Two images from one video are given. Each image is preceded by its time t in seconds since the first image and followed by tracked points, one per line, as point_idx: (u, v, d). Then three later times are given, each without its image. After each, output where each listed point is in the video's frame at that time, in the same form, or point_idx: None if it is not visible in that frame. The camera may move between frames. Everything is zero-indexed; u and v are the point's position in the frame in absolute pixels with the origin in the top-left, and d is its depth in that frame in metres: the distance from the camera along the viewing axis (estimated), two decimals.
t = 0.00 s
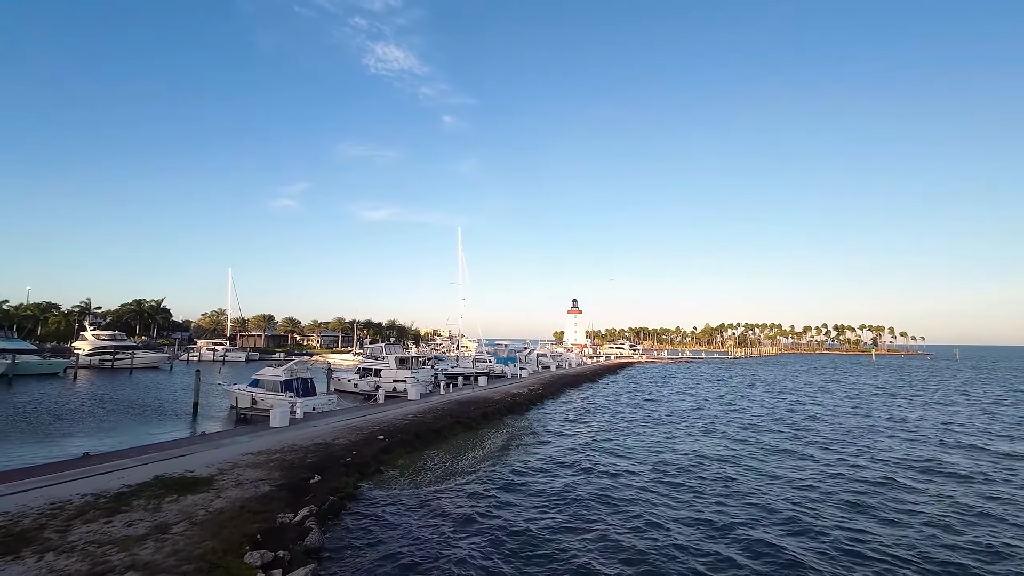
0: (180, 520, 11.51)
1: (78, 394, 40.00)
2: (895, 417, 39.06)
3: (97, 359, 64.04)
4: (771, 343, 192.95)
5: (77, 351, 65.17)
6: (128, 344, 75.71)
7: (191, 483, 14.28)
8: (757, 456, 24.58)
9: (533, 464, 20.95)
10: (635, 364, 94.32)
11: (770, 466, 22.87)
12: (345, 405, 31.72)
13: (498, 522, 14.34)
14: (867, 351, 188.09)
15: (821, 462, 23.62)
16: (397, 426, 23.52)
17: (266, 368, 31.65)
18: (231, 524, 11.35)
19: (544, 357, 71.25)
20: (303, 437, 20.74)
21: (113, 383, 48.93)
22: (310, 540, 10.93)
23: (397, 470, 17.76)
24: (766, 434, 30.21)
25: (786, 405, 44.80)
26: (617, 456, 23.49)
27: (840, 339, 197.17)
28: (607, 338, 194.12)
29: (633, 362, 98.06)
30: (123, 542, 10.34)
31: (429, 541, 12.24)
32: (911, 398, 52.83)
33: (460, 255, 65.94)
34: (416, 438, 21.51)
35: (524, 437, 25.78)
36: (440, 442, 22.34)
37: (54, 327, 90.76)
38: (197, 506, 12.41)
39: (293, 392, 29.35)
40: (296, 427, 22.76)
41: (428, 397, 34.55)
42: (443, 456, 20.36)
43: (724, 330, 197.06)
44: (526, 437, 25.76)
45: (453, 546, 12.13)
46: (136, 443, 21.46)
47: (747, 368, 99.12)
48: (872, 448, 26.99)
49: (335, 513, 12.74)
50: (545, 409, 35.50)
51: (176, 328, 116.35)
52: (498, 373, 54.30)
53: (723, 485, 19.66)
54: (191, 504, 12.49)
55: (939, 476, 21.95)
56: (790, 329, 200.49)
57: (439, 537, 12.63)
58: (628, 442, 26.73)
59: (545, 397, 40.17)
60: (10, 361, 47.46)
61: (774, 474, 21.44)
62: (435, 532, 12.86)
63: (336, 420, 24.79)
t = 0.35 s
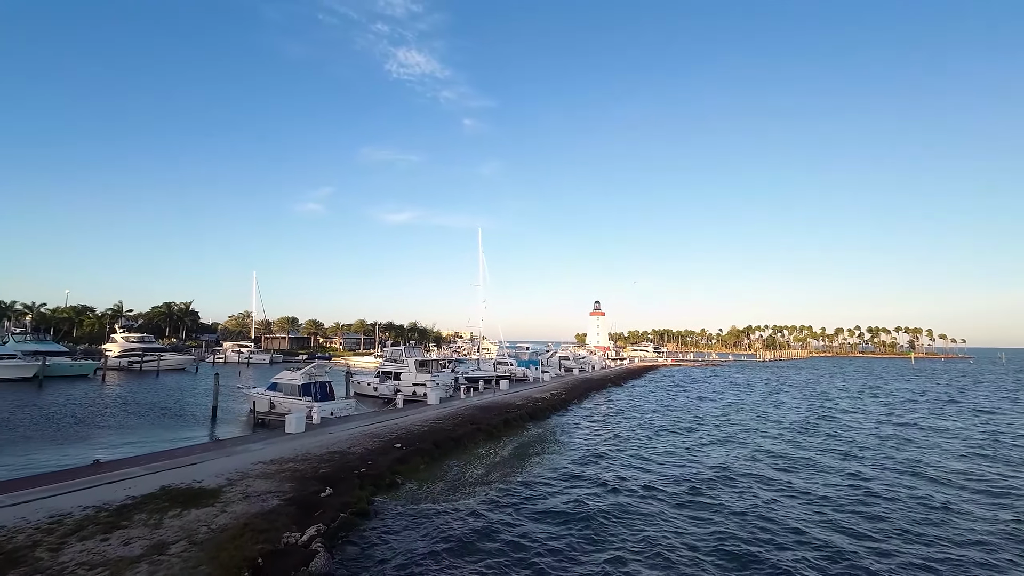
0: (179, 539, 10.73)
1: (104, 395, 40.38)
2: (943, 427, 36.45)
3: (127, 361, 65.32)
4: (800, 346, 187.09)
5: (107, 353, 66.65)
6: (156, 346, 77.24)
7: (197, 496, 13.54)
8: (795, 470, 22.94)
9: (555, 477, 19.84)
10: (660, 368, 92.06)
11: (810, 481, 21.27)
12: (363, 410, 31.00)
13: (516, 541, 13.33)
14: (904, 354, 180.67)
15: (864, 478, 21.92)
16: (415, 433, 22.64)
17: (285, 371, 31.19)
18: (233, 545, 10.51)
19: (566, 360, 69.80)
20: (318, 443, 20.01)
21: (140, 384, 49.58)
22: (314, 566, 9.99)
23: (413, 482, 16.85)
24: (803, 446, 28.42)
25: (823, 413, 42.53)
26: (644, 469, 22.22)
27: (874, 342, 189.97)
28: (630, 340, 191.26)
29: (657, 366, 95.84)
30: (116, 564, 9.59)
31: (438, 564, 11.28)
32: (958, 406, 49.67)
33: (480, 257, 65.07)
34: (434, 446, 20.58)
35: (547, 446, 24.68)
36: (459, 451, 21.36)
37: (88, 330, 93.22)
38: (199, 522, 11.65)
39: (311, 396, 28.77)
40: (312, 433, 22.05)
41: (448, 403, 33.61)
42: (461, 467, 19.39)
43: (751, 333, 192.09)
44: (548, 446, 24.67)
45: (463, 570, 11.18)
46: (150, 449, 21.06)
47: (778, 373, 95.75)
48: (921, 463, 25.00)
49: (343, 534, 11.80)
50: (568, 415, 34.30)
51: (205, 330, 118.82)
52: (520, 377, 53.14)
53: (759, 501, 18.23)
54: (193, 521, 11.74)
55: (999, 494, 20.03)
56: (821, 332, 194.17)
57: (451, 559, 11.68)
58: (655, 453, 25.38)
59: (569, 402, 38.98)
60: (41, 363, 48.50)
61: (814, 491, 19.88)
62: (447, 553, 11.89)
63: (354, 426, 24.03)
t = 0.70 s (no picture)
0: (185, 557, 10.00)
1: (138, 395, 41.07)
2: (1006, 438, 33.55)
3: (163, 360, 67.02)
4: (840, 346, 179.63)
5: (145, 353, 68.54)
6: (191, 346, 79.14)
7: (210, 507, 12.88)
8: (846, 484, 21.17)
9: (585, 487, 18.68)
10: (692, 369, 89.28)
11: (864, 496, 19.52)
12: (388, 413, 30.36)
13: (543, 559, 12.35)
14: (952, 356, 171.49)
15: (922, 493, 20.06)
16: (440, 438, 21.77)
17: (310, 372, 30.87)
18: (241, 565, 9.70)
19: (595, 361, 68.19)
20: (340, 449, 19.31)
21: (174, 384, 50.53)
22: None
23: (437, 494, 15.94)
24: (851, 456, 26.44)
25: (870, 419, 40.05)
26: (680, 480, 20.81)
27: (919, 343, 180.91)
28: (660, 341, 187.45)
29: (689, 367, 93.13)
30: None
31: None
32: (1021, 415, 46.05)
33: (507, 258, 64.13)
34: (460, 454, 19.63)
35: (576, 454, 23.53)
36: (486, 458, 20.37)
37: (129, 330, 96.26)
38: (209, 538, 10.94)
39: (336, 397, 28.27)
40: (334, 437, 21.38)
41: (475, 405, 32.70)
42: (487, 476, 18.40)
43: (787, 333, 185.60)
44: (577, 454, 23.50)
45: None
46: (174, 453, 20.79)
47: (817, 375, 91.71)
48: (987, 477, 22.82)
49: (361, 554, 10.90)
50: (598, 420, 32.98)
51: (239, 330, 121.69)
52: (548, 378, 51.93)
53: (809, 519, 16.68)
54: (203, 535, 11.03)
55: None
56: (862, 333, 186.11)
57: None
58: (692, 462, 23.91)
59: (599, 405, 37.68)
60: (81, 362, 49.94)
61: (871, 508, 18.13)
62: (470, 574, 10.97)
63: (378, 429, 23.33)
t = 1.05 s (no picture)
0: None
1: (180, 395, 41.98)
2: None
3: (206, 361, 68.99)
4: (893, 349, 169.81)
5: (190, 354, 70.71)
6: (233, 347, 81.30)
7: (231, 521, 12.17)
8: (920, 506, 18.96)
9: (622, 502, 17.48)
10: (734, 373, 85.61)
11: (934, 519, 17.54)
12: (420, 417, 29.63)
13: None
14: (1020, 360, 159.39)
15: (1003, 518, 17.85)
16: (473, 446, 20.74)
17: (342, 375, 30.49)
18: None
19: (632, 365, 66.15)
20: (369, 456, 18.58)
21: (215, 385, 51.64)
22: None
23: (468, 508, 14.96)
24: (922, 473, 23.91)
25: (936, 431, 36.76)
26: (731, 498, 19.04)
27: (982, 346, 169.02)
28: (698, 343, 182.12)
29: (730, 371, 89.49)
30: None
31: None
32: None
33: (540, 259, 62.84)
34: (492, 463, 18.59)
35: (616, 466, 22.09)
36: (519, 469, 19.25)
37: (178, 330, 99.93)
38: (225, 556, 10.23)
39: (367, 401, 27.71)
40: (364, 444, 20.68)
41: (508, 410, 31.60)
42: (521, 489, 17.32)
43: (835, 335, 176.92)
44: (617, 466, 22.01)
45: None
46: (204, 459, 20.55)
47: (870, 381, 86.49)
48: None
49: None
50: (638, 428, 31.28)
51: (279, 331, 124.88)
52: (584, 382, 50.35)
53: (876, 547, 14.91)
54: (219, 554, 10.33)
55: None
56: (917, 335, 175.44)
57: None
58: (743, 478, 22.03)
59: (638, 412, 35.91)
60: (128, 363, 51.64)
61: (943, 534, 16.20)
62: None
63: (409, 436, 22.53)
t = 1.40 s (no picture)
0: None
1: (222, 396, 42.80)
2: None
3: (249, 363, 70.81)
4: (956, 352, 158.53)
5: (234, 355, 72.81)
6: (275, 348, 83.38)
7: (252, 537, 11.42)
8: (1013, 534, 16.62)
9: (669, 521, 16.04)
10: (782, 378, 81.22)
11: None
12: (454, 422, 28.80)
13: None
14: None
15: None
16: (508, 456, 19.58)
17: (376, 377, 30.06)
18: None
19: (673, 369, 63.66)
20: (400, 465, 17.76)
21: (256, 386, 52.59)
22: None
23: (503, 526, 13.87)
24: (1013, 496, 21.18)
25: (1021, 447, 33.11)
26: (795, 522, 17.07)
27: None
28: (741, 345, 175.57)
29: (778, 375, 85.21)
30: None
31: None
32: None
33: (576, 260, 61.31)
34: (529, 475, 17.43)
35: (662, 479, 20.53)
36: (558, 481, 18.01)
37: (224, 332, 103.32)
38: None
39: (401, 405, 27.09)
40: (396, 452, 19.88)
41: (545, 416, 30.38)
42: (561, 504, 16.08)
43: (891, 337, 166.85)
44: (664, 481, 20.30)
45: None
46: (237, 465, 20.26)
47: (934, 388, 80.45)
48: None
49: None
50: (684, 437, 29.31)
51: (319, 333, 127.82)
52: (624, 386, 48.51)
53: None
54: None
55: None
56: (984, 337, 163.18)
57: None
58: (805, 498, 19.90)
59: (684, 420, 33.83)
60: (176, 364, 53.37)
61: None
62: None
63: (443, 443, 21.64)
